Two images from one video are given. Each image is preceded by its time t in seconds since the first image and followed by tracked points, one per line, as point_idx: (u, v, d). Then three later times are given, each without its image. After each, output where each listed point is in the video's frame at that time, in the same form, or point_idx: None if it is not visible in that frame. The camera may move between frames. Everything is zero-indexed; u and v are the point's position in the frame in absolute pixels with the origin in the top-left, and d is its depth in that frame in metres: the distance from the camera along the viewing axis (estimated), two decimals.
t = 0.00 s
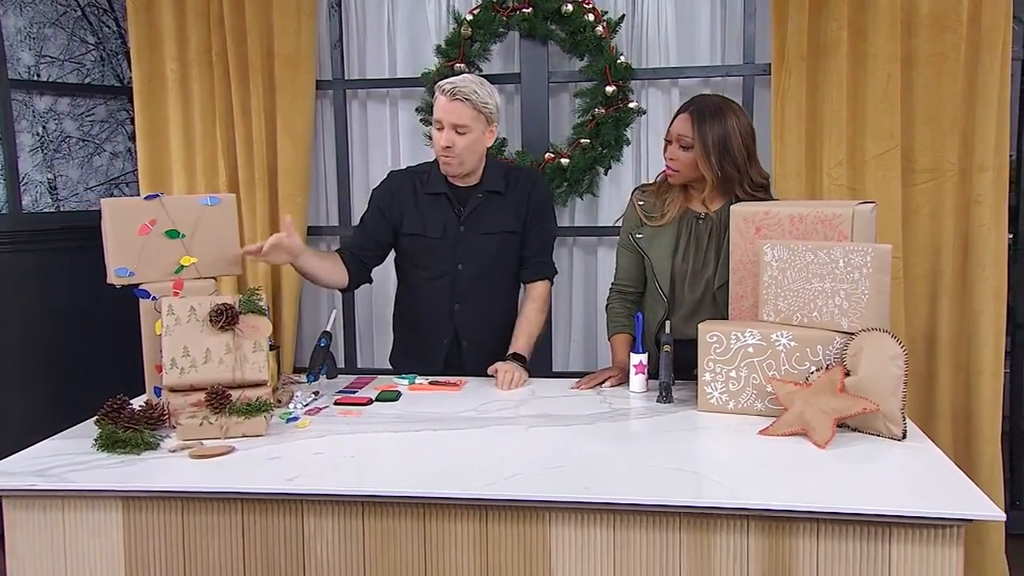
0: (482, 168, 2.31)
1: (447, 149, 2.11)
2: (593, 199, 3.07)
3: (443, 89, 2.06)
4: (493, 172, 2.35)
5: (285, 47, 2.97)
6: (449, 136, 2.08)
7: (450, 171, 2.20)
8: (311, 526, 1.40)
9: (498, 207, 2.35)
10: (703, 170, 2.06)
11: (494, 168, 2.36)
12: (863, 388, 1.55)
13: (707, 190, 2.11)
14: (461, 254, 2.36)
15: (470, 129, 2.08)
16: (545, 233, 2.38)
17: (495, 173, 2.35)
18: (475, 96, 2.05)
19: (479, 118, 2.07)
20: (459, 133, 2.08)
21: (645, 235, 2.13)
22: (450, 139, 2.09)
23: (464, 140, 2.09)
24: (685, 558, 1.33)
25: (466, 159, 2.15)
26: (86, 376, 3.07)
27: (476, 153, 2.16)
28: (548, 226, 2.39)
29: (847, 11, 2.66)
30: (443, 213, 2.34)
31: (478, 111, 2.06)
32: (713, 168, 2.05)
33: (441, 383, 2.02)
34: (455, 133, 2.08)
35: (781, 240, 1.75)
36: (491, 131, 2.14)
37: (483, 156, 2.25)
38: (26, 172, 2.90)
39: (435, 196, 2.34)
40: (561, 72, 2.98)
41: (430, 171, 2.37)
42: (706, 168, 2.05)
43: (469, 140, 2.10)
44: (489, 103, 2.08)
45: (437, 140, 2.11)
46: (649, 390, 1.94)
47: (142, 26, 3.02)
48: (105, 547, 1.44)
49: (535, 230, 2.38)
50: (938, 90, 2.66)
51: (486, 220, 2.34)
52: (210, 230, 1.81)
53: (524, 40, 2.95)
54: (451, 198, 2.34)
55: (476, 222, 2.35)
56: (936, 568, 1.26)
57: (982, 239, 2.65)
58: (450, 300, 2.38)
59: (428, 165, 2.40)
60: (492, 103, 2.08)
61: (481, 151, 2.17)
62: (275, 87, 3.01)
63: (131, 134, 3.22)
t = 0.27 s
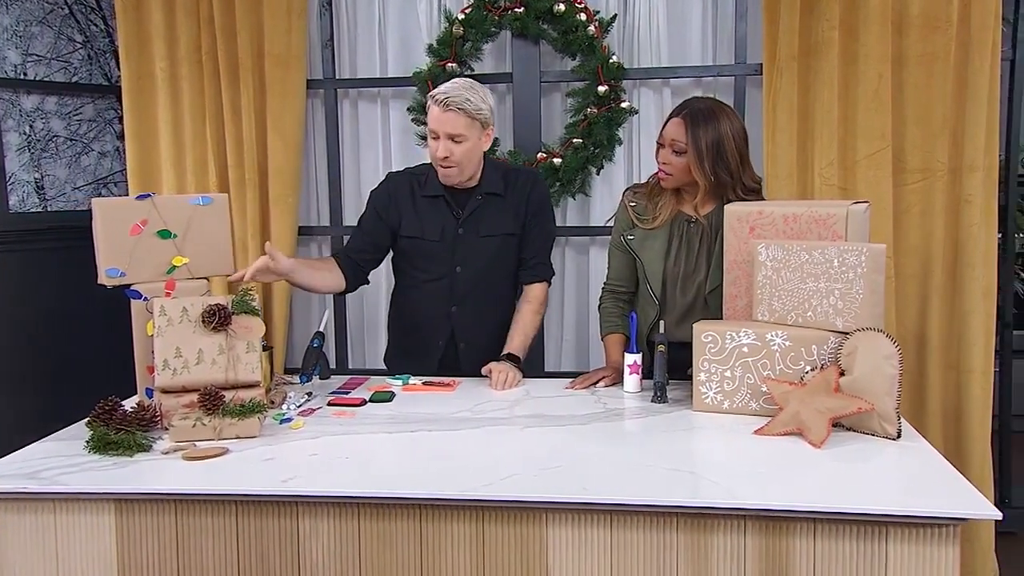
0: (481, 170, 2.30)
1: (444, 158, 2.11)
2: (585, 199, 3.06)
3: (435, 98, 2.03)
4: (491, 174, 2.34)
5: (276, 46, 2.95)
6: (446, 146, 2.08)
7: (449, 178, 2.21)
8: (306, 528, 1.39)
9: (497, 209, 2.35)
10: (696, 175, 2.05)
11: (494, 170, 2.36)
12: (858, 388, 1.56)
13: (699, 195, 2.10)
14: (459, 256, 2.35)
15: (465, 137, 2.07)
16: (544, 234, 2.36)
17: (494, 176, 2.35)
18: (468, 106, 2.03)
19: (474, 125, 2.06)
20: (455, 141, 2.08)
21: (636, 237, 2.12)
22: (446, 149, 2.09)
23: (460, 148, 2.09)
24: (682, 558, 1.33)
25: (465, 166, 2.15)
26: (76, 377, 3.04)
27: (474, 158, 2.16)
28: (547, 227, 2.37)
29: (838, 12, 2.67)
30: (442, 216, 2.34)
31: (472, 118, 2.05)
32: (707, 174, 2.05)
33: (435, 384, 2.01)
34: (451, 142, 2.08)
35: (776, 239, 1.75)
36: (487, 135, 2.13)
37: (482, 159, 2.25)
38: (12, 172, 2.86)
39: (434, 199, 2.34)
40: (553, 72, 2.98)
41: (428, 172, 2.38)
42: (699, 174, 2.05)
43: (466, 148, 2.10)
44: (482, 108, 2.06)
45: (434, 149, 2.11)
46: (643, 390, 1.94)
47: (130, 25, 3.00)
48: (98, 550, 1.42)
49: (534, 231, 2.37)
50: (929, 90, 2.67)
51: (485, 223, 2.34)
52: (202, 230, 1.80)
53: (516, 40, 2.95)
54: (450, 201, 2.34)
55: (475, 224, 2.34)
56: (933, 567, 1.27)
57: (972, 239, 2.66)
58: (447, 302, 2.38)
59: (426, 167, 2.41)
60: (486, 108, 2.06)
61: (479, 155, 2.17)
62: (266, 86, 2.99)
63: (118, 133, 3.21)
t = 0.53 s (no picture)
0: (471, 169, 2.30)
1: (437, 153, 2.10)
2: (575, 199, 3.06)
3: (428, 93, 2.03)
4: (481, 175, 2.34)
5: (265, 45, 2.94)
6: (439, 141, 2.07)
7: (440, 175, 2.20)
8: (300, 529, 1.38)
9: (486, 209, 2.34)
10: (689, 177, 2.06)
11: (484, 171, 2.35)
12: (852, 387, 1.56)
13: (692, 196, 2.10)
14: (449, 257, 2.35)
15: (459, 132, 2.06)
16: (535, 233, 2.37)
17: (484, 176, 2.35)
18: (461, 100, 2.03)
19: (468, 120, 2.06)
20: (449, 137, 2.07)
21: (627, 237, 2.11)
22: (440, 145, 2.08)
23: (454, 144, 2.08)
24: (678, 558, 1.33)
25: (458, 162, 2.15)
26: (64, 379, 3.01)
27: (467, 155, 2.15)
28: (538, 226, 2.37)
29: (828, 12, 2.67)
30: (432, 217, 2.33)
31: (465, 114, 2.05)
32: (699, 176, 2.05)
33: (428, 385, 2.00)
34: (445, 138, 2.07)
35: (768, 239, 1.75)
36: (480, 132, 2.13)
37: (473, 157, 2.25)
38: None
39: (423, 200, 2.33)
40: (544, 71, 2.97)
41: (418, 172, 2.36)
42: (692, 176, 2.05)
43: (459, 143, 2.09)
44: (476, 103, 2.06)
45: (427, 144, 2.09)
46: (636, 390, 1.94)
47: (117, 24, 2.98)
48: (89, 553, 1.41)
49: (525, 231, 2.37)
50: (917, 90, 2.68)
51: (475, 223, 2.34)
52: (193, 230, 1.78)
53: (506, 39, 2.94)
54: (440, 201, 2.33)
55: (464, 225, 2.34)
56: (928, 565, 1.27)
57: (961, 239, 2.68)
58: (439, 303, 2.37)
59: (415, 167, 2.38)
60: (478, 104, 2.07)
61: (471, 153, 2.16)
62: (255, 86, 2.98)
63: (105, 132, 3.19)
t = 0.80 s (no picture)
0: (457, 163, 2.30)
1: (426, 142, 2.08)
2: (565, 199, 3.06)
3: (417, 82, 2.04)
4: (468, 169, 2.34)
5: (253, 44, 2.92)
6: (428, 130, 2.06)
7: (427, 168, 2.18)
8: (293, 531, 1.37)
9: (474, 203, 2.34)
10: (680, 177, 2.05)
11: (471, 166, 2.35)
12: (844, 386, 1.57)
13: (684, 196, 2.10)
14: (437, 253, 2.34)
15: (447, 121, 2.05)
16: (523, 230, 2.36)
17: (470, 171, 2.34)
18: (450, 88, 2.03)
19: (456, 109, 2.05)
20: (438, 125, 2.06)
21: (619, 236, 2.12)
22: (428, 132, 2.06)
23: (442, 133, 2.07)
24: (672, 558, 1.33)
25: (445, 153, 2.13)
26: (50, 380, 2.98)
27: (454, 146, 2.14)
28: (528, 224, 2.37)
29: (817, 12, 2.68)
30: (419, 213, 2.33)
31: (454, 102, 2.05)
32: (691, 176, 2.05)
33: (420, 385, 2.00)
34: (434, 126, 2.06)
35: (760, 239, 1.75)
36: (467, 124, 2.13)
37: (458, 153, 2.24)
38: None
39: (411, 195, 2.33)
40: (534, 71, 2.97)
41: (403, 170, 2.36)
42: (683, 176, 2.05)
43: (447, 133, 2.08)
44: (463, 93, 2.06)
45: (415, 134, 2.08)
46: (629, 389, 1.94)
47: (104, 23, 2.96)
48: (79, 557, 1.40)
49: (511, 227, 2.36)
50: (905, 91, 2.70)
51: (463, 217, 2.34)
52: (183, 230, 1.77)
53: (496, 39, 2.94)
54: (427, 197, 2.34)
55: (452, 220, 2.34)
56: (921, 563, 1.27)
57: (948, 238, 2.69)
58: (426, 299, 2.36)
59: (400, 165, 2.39)
60: (466, 95, 2.07)
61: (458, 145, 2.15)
62: (243, 84, 2.96)
63: (91, 131, 3.16)
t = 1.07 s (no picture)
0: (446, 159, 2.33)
1: (438, 129, 2.11)
2: (556, 199, 3.06)
3: (415, 74, 2.10)
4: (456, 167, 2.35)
5: (241, 43, 2.90)
6: (442, 116, 2.10)
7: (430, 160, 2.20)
8: (286, 533, 1.37)
9: (463, 201, 2.34)
10: (673, 178, 2.06)
11: (458, 165, 2.37)
12: (836, 385, 1.57)
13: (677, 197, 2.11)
14: (427, 248, 2.33)
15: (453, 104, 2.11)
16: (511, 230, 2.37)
17: (456, 170, 2.35)
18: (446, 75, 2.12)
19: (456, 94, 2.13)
20: (446, 110, 2.11)
21: (611, 236, 2.12)
22: (440, 119, 2.10)
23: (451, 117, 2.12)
24: (667, 558, 1.33)
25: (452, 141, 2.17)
26: (37, 381, 2.95)
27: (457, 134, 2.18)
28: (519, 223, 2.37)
29: (806, 13, 2.69)
30: (409, 210, 2.32)
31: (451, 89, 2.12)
32: (683, 177, 2.05)
33: (411, 385, 1.99)
34: (443, 112, 2.10)
35: (752, 238, 1.76)
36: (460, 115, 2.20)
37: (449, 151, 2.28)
38: None
39: (400, 191, 2.32)
40: (523, 70, 2.97)
41: (391, 166, 2.36)
42: (676, 177, 2.05)
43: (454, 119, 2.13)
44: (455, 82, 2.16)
45: (425, 124, 2.10)
46: (621, 389, 1.94)
47: (90, 21, 2.93)
48: (69, 560, 1.38)
49: (499, 226, 2.37)
50: (893, 91, 2.71)
51: (453, 213, 2.33)
52: (172, 230, 1.76)
53: (485, 38, 2.93)
54: (417, 193, 2.33)
55: (442, 217, 2.33)
56: (914, 562, 1.28)
57: (936, 238, 2.71)
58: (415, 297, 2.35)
59: (388, 162, 2.39)
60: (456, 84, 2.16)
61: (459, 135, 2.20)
62: (231, 83, 2.94)
63: (76, 130, 3.14)
